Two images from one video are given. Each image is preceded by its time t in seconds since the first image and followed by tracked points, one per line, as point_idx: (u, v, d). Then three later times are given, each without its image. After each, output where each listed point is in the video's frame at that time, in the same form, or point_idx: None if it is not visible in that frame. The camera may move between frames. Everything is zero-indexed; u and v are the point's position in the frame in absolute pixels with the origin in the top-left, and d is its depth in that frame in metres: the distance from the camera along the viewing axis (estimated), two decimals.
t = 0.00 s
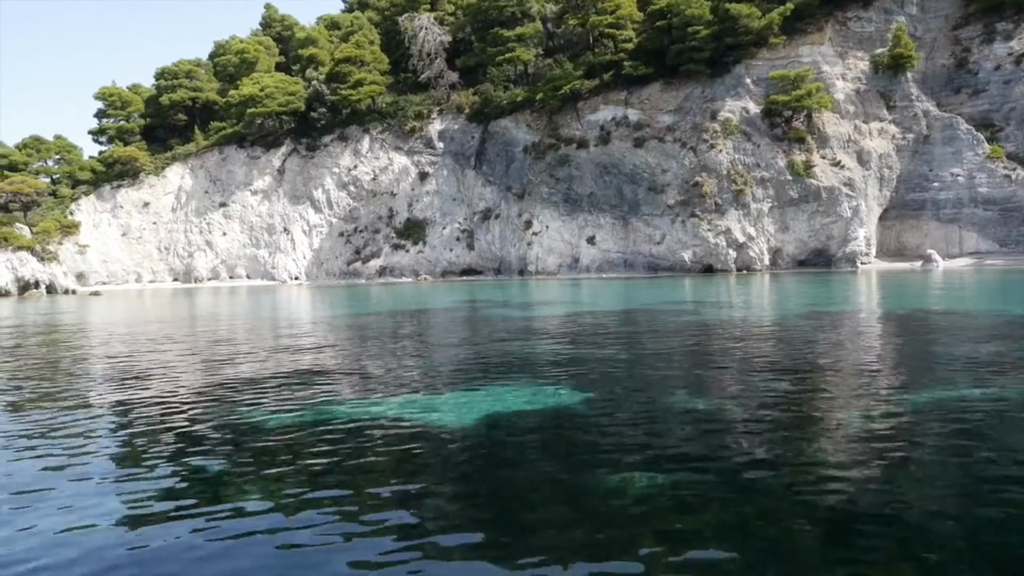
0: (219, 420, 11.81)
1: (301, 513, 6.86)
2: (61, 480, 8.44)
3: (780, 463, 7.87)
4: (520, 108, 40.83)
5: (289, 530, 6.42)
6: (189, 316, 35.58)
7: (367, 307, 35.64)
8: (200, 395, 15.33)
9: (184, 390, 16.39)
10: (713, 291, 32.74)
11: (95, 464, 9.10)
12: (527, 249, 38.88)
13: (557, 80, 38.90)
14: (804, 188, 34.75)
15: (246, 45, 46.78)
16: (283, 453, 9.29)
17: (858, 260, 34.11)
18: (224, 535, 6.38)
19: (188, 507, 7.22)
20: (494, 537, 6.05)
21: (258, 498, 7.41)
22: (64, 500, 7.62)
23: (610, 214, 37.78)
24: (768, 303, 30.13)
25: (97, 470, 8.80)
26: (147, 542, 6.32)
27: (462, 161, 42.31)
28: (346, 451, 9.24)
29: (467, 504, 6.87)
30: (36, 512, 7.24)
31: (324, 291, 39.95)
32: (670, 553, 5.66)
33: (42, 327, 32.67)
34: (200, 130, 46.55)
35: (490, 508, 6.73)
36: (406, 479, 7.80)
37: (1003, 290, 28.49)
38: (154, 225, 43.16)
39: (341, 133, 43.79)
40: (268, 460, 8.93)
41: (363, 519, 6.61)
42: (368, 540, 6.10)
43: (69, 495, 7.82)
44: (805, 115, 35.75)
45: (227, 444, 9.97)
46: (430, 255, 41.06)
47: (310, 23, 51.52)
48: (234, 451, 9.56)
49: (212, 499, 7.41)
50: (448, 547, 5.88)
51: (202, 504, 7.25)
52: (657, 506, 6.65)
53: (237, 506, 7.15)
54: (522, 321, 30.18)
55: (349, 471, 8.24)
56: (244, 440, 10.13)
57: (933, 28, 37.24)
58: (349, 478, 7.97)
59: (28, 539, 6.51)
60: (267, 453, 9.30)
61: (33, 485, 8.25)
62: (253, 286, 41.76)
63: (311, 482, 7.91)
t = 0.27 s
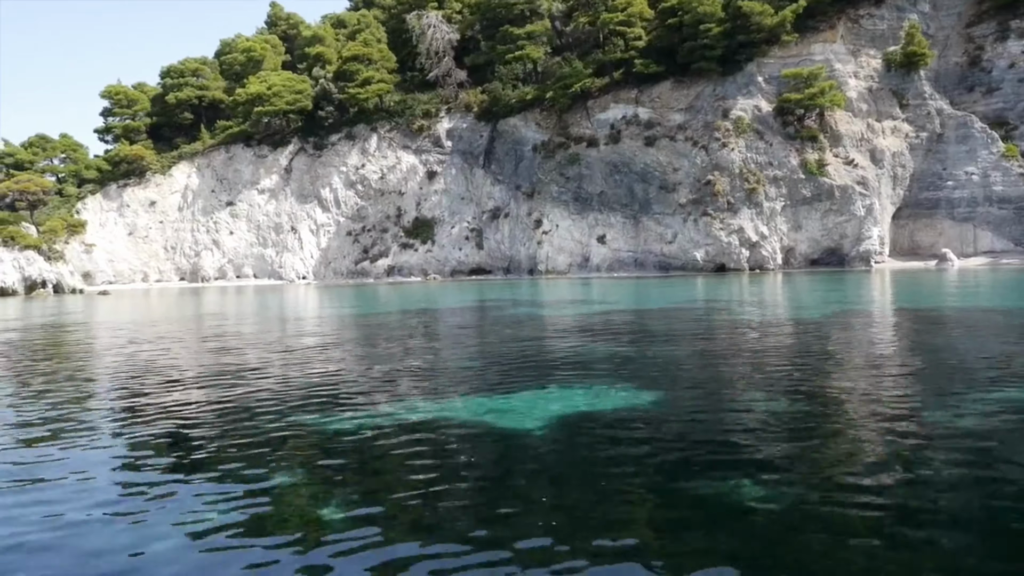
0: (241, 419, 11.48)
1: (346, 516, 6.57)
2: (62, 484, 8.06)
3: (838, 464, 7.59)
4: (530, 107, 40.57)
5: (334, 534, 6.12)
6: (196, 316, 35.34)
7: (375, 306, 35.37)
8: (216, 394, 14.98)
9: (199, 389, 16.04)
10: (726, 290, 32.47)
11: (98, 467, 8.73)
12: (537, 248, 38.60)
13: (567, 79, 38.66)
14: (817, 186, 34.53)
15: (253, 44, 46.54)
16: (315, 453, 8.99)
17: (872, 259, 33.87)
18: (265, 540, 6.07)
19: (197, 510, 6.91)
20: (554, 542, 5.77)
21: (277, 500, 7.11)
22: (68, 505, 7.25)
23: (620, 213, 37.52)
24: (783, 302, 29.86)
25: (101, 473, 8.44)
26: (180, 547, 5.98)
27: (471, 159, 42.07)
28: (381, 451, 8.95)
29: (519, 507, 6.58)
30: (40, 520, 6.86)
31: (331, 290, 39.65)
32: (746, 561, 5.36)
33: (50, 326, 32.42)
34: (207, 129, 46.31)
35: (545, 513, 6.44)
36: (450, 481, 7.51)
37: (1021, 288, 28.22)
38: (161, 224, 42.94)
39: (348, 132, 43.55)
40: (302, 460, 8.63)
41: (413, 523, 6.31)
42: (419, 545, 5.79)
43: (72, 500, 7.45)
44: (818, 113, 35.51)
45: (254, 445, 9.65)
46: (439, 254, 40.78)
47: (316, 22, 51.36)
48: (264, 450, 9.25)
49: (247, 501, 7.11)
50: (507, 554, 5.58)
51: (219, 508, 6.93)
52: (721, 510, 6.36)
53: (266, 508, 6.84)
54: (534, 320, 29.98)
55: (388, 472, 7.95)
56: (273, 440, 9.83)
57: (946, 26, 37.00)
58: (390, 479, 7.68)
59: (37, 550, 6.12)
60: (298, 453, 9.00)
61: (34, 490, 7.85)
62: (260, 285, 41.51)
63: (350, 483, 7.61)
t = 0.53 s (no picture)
0: (265, 419, 11.18)
1: (405, 519, 6.31)
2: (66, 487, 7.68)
3: (904, 464, 7.37)
4: (539, 105, 40.28)
5: (398, 540, 5.85)
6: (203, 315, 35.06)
7: (384, 306, 35.09)
8: (231, 393, 14.64)
9: (213, 388, 15.69)
10: (738, 290, 32.23)
11: (103, 469, 8.38)
12: (547, 247, 38.36)
13: (577, 77, 38.41)
14: (830, 185, 34.31)
15: (260, 42, 46.25)
16: (353, 453, 8.73)
17: (886, 258, 33.68)
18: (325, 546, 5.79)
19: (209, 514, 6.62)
20: (632, 549, 5.52)
21: (298, 501, 6.88)
22: (78, 510, 6.87)
23: (631, 212, 37.28)
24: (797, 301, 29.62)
25: (109, 475, 8.09)
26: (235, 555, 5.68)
27: (479, 158, 41.81)
28: (422, 450, 8.71)
29: (586, 510, 6.35)
30: (54, 527, 6.47)
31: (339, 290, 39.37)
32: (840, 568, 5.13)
33: (56, 326, 32.14)
34: (213, 128, 46.04)
35: (614, 516, 6.21)
36: (503, 482, 7.27)
37: None
38: (167, 223, 42.71)
39: (355, 130, 43.28)
40: (342, 460, 8.37)
41: (477, 527, 6.06)
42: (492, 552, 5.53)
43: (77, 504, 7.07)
44: (830, 111, 35.27)
45: (288, 444, 9.41)
46: (447, 254, 40.52)
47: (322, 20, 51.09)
48: (299, 450, 8.98)
49: (294, 502, 6.84)
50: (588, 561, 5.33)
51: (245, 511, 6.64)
52: (795, 512, 6.13)
53: (308, 511, 6.57)
54: (546, 319, 29.76)
55: (437, 473, 7.71)
56: (306, 440, 9.56)
57: (958, 23, 36.74)
58: (440, 479, 7.44)
59: (72, 556, 5.83)
60: (335, 453, 8.74)
61: (56, 493, 7.56)
62: (268, 285, 41.25)
63: (399, 484, 7.36)
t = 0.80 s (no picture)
0: (275, 417, 10.79)
1: (452, 519, 6.08)
2: (58, 490, 7.29)
3: (960, 463, 7.15)
4: (547, 103, 40.04)
5: (451, 541, 5.60)
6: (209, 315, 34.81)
7: (391, 305, 34.84)
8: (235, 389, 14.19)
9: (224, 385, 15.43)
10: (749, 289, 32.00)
11: (117, 468, 8.13)
12: (555, 247, 38.14)
13: (585, 76, 38.21)
14: (841, 184, 34.12)
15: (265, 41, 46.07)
16: (389, 449, 8.55)
17: (898, 258, 33.50)
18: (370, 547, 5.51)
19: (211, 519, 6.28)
20: (695, 548, 5.31)
21: (341, 497, 6.72)
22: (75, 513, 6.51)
23: (640, 212, 37.07)
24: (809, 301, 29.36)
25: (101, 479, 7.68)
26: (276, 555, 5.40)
27: (486, 158, 41.59)
28: (456, 449, 8.47)
29: (638, 508, 6.16)
30: (94, 521, 6.32)
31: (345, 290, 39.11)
32: (922, 572, 4.89)
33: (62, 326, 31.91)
34: (218, 126, 45.86)
35: (671, 517, 5.97)
36: (548, 480, 7.03)
37: None
38: (173, 223, 42.55)
39: (362, 129, 43.07)
40: (375, 457, 8.14)
41: (531, 526, 5.82)
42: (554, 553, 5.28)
43: (63, 509, 6.67)
44: (840, 110, 35.05)
45: (319, 440, 9.23)
46: (455, 253, 40.27)
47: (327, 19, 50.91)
48: (329, 448, 8.78)
49: (335, 500, 6.59)
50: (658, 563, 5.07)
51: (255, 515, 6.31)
52: (860, 511, 5.90)
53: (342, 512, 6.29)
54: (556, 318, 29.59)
55: (477, 470, 7.52)
56: (331, 438, 9.30)
57: (969, 22, 36.47)
58: (482, 478, 7.24)
59: (116, 549, 5.67)
60: (364, 451, 8.51)
61: (91, 486, 7.40)
62: (274, 284, 41.02)
63: (440, 482, 7.14)
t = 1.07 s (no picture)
0: (310, 414, 10.58)
1: (521, 517, 5.91)
2: (108, 490, 7.10)
3: None
4: (556, 102, 39.80)
5: (519, 541, 5.40)
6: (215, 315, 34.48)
7: (400, 305, 34.54)
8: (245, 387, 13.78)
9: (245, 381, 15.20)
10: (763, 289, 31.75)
11: (162, 466, 7.93)
12: (565, 246, 37.88)
13: (596, 74, 37.97)
14: (854, 183, 33.90)
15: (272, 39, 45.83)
16: (438, 448, 8.36)
17: (912, 257, 33.33)
18: (428, 549, 5.28)
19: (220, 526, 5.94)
20: (789, 548, 5.13)
21: (404, 496, 6.53)
22: (69, 525, 6.12)
23: (651, 211, 36.85)
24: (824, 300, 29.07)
25: (92, 486, 7.27)
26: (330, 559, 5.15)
27: (495, 157, 41.35)
28: (505, 446, 8.28)
29: (717, 507, 5.98)
30: (154, 520, 6.13)
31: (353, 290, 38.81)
32: None
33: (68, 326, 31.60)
34: (225, 125, 45.63)
35: (741, 516, 5.78)
36: (605, 480, 6.84)
37: None
38: (180, 223, 42.36)
39: (369, 128, 42.81)
40: (418, 456, 7.93)
41: (599, 527, 5.62)
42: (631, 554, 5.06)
43: (52, 522, 6.26)
44: (852, 109, 34.76)
45: (363, 438, 9.04)
46: (464, 253, 39.97)
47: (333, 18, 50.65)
48: (375, 446, 8.58)
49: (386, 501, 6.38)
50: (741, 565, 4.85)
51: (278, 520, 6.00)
52: (939, 508, 5.73)
53: (388, 513, 6.09)
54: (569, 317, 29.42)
55: (535, 469, 7.32)
56: (371, 436, 9.09)
57: (981, 20, 36.16)
58: (544, 477, 7.05)
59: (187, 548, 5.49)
60: (405, 450, 8.30)
61: (142, 486, 7.21)
62: (281, 284, 40.73)
63: (492, 482, 6.95)
